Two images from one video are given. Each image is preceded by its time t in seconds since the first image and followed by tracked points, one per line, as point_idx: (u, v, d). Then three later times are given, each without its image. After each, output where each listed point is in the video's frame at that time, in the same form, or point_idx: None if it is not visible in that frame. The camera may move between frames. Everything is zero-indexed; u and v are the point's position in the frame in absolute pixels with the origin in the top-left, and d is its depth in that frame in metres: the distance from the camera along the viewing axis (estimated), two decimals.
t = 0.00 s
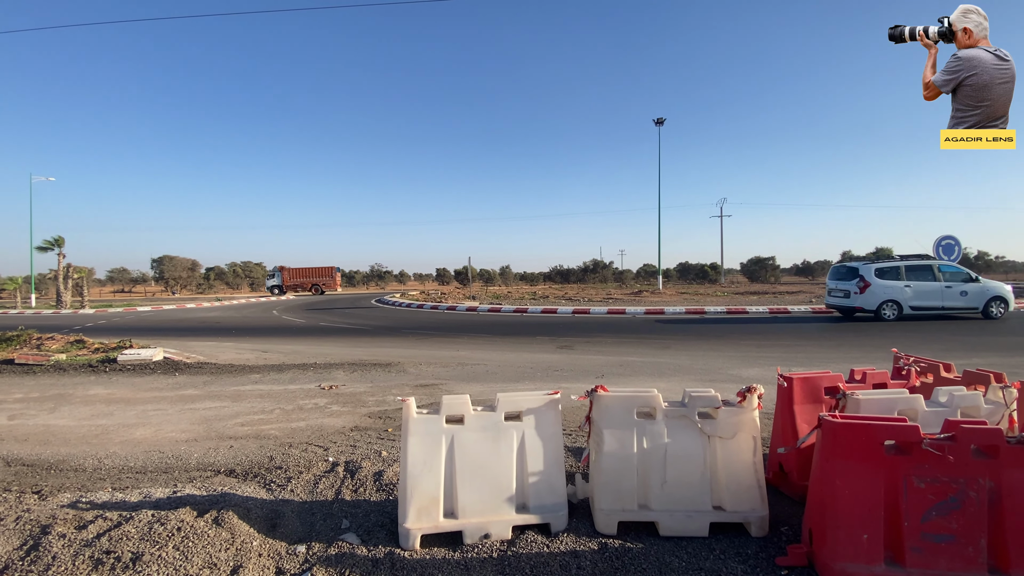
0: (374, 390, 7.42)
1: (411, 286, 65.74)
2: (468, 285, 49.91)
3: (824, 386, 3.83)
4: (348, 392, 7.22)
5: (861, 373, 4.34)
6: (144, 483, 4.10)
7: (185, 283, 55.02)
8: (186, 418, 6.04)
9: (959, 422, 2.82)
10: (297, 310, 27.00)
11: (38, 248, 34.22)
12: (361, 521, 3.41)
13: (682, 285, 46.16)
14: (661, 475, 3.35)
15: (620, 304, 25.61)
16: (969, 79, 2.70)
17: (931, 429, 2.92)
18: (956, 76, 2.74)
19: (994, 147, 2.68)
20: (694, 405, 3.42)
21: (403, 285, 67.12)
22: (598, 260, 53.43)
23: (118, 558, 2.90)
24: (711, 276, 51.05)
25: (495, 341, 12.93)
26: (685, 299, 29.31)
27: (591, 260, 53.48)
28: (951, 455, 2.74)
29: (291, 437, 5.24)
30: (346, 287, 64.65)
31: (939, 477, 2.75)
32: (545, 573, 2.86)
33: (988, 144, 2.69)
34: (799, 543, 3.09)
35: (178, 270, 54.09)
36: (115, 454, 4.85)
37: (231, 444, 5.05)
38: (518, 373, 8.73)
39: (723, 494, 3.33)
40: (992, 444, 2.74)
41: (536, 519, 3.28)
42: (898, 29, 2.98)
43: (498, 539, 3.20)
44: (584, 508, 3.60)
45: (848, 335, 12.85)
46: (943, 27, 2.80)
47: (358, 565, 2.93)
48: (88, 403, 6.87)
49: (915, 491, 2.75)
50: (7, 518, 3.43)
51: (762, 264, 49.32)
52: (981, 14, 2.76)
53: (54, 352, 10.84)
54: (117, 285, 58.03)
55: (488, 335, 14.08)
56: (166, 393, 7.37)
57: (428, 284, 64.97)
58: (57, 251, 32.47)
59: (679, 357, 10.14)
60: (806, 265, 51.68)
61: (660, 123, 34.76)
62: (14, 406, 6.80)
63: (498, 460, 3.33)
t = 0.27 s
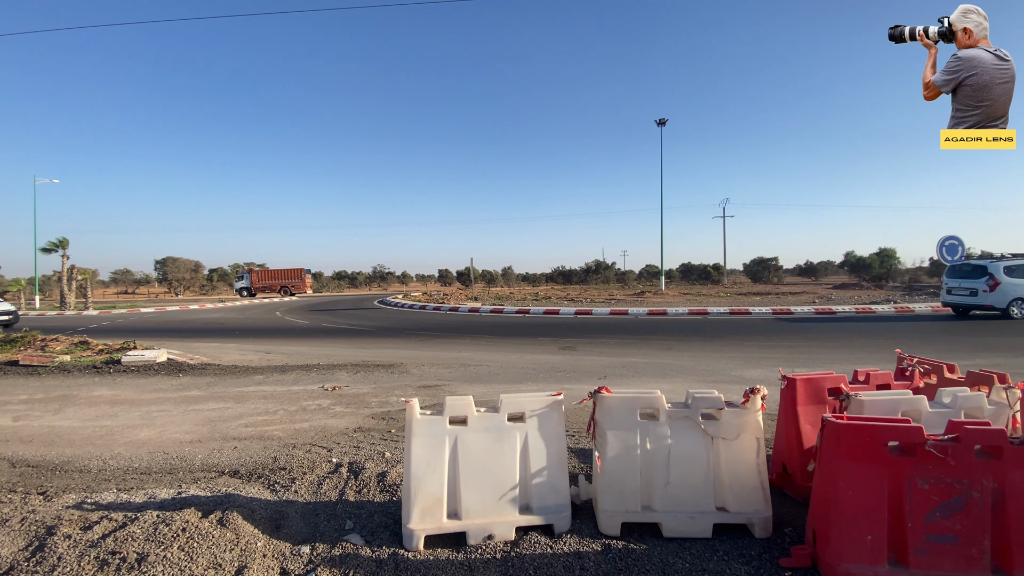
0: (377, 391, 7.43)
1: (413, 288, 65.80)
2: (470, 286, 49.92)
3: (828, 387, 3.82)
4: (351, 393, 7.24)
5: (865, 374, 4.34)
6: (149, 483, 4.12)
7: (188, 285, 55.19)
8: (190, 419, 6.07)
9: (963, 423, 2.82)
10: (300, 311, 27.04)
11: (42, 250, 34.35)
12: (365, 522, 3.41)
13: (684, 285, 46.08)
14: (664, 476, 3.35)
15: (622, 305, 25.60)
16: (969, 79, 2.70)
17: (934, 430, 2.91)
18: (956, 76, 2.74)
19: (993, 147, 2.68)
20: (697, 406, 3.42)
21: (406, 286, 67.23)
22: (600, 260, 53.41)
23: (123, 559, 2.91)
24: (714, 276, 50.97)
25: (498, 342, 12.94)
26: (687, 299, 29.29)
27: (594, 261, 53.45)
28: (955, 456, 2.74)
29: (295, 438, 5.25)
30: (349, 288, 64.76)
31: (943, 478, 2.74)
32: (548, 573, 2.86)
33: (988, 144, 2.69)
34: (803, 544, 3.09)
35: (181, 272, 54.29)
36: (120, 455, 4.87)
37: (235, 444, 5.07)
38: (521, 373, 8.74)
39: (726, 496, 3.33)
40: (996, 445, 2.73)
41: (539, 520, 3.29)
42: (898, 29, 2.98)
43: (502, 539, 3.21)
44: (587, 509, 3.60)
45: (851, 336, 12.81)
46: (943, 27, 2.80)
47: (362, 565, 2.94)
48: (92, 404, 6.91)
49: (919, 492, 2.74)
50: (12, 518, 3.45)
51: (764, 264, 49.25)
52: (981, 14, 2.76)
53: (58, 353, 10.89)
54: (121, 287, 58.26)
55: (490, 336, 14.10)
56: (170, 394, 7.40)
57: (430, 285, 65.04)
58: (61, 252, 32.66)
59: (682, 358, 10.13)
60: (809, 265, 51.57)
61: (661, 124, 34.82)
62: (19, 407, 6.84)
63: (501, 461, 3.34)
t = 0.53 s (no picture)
0: (379, 392, 7.44)
1: (414, 289, 65.85)
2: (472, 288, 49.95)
3: (830, 389, 3.82)
4: (353, 395, 7.25)
5: (868, 375, 4.34)
6: (152, 485, 4.14)
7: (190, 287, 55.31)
8: (192, 421, 6.08)
9: (965, 424, 2.81)
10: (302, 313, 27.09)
11: (45, 252, 34.45)
12: (367, 524, 3.42)
13: (686, 286, 46.02)
14: (666, 478, 3.35)
15: (624, 306, 25.57)
16: (969, 79, 2.70)
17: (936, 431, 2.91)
18: (956, 76, 2.74)
19: (994, 148, 2.68)
20: (699, 407, 3.43)
21: (408, 287, 67.31)
22: (602, 261, 53.38)
23: (126, 561, 2.92)
24: (716, 277, 50.90)
25: (500, 344, 12.95)
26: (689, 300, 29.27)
27: (595, 262, 53.42)
28: (957, 457, 2.73)
29: (297, 440, 5.26)
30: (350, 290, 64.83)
31: (945, 479, 2.74)
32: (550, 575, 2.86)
33: (988, 144, 2.70)
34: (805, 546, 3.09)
35: (183, 274, 54.43)
36: (123, 457, 4.89)
37: (237, 446, 5.09)
38: (523, 375, 8.74)
39: (729, 497, 3.33)
40: (997, 446, 2.73)
41: (541, 521, 3.29)
42: (898, 30, 2.99)
43: (504, 541, 3.21)
44: (589, 511, 3.60)
45: (854, 336, 12.79)
46: (943, 27, 2.81)
47: (365, 567, 2.94)
48: (95, 406, 6.93)
49: (921, 493, 2.74)
50: (16, 520, 3.47)
51: (766, 265, 49.18)
52: (981, 14, 2.76)
53: (62, 356, 10.94)
54: (123, 289, 58.44)
55: (492, 338, 14.11)
56: (173, 396, 7.43)
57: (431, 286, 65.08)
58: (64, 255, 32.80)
59: (684, 359, 10.12)
60: (812, 265, 51.47)
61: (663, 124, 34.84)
62: (23, 409, 6.87)
63: (503, 463, 3.35)
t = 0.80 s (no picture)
0: (380, 394, 7.45)
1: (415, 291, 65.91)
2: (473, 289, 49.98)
3: (830, 389, 3.82)
4: (354, 397, 7.26)
5: (869, 376, 4.35)
6: (154, 487, 4.14)
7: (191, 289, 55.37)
8: (194, 423, 6.09)
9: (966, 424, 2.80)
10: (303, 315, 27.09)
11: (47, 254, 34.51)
12: (369, 525, 3.43)
13: (687, 287, 45.99)
14: (666, 478, 3.35)
15: (626, 307, 25.56)
16: (969, 79, 2.71)
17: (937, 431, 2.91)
18: (956, 76, 2.75)
19: (994, 147, 2.69)
20: (699, 408, 3.43)
21: (408, 289, 67.36)
22: (603, 262, 53.37)
23: (128, 562, 2.93)
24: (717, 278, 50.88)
25: (501, 345, 12.96)
26: (690, 301, 29.28)
27: (596, 263, 53.41)
28: (958, 457, 2.73)
29: (298, 441, 5.27)
30: (351, 292, 64.90)
31: (946, 479, 2.74)
32: None
33: (988, 144, 2.70)
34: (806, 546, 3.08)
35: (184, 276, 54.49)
36: (125, 459, 4.90)
37: (239, 448, 5.10)
38: (524, 376, 8.74)
39: (730, 498, 3.33)
40: (998, 446, 2.73)
41: (542, 522, 3.29)
42: (898, 30, 3.00)
43: (505, 542, 3.21)
44: (590, 512, 3.61)
45: (855, 337, 12.78)
46: (943, 27, 2.81)
47: (366, 568, 2.95)
48: (98, 408, 6.95)
49: (922, 494, 2.74)
50: (20, 522, 3.48)
51: (767, 265, 49.15)
52: (981, 14, 2.77)
53: (64, 358, 10.96)
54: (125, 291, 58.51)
55: (494, 339, 14.12)
56: (175, 398, 7.45)
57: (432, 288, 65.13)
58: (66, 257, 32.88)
59: (685, 360, 10.13)
60: (813, 266, 51.44)
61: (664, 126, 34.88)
62: (26, 412, 6.89)
63: (503, 463, 3.35)
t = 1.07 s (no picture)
0: (380, 396, 7.45)
1: (415, 292, 65.94)
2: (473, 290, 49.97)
3: (830, 390, 3.82)
4: (354, 399, 7.26)
5: (868, 376, 4.35)
6: (154, 490, 4.15)
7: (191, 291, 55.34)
8: (194, 425, 6.09)
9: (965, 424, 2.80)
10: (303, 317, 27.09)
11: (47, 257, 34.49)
12: (369, 527, 3.43)
13: (688, 287, 45.95)
14: (666, 480, 3.35)
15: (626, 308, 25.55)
16: (969, 79, 2.71)
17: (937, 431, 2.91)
18: (956, 76, 2.76)
19: (993, 148, 2.69)
20: (699, 409, 3.43)
21: (408, 290, 67.37)
22: (603, 263, 53.34)
23: (128, 565, 2.93)
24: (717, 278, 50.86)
25: (501, 347, 12.96)
26: (690, 301, 29.28)
27: (597, 264, 53.39)
28: (957, 457, 2.73)
29: (299, 444, 5.27)
30: (352, 293, 64.91)
31: (946, 479, 2.74)
32: None
33: (987, 144, 2.71)
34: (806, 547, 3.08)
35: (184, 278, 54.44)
36: (125, 462, 4.90)
37: (240, 451, 5.10)
38: (524, 378, 8.74)
39: (729, 499, 3.33)
40: (998, 445, 2.73)
41: (542, 524, 3.29)
42: (898, 30, 3.00)
43: (505, 544, 3.21)
44: (590, 513, 3.61)
45: (855, 337, 12.77)
46: (943, 28, 2.82)
47: (366, 570, 2.95)
48: (99, 411, 6.94)
49: (922, 494, 2.74)
50: (20, 525, 3.48)
51: (767, 265, 49.14)
52: (981, 14, 2.77)
53: (65, 361, 10.95)
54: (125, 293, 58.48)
55: (494, 340, 14.11)
56: (175, 401, 7.44)
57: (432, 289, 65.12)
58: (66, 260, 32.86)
59: (685, 361, 10.12)
60: (813, 266, 51.43)
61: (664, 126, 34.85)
62: (26, 415, 6.89)
63: (503, 465, 3.36)
